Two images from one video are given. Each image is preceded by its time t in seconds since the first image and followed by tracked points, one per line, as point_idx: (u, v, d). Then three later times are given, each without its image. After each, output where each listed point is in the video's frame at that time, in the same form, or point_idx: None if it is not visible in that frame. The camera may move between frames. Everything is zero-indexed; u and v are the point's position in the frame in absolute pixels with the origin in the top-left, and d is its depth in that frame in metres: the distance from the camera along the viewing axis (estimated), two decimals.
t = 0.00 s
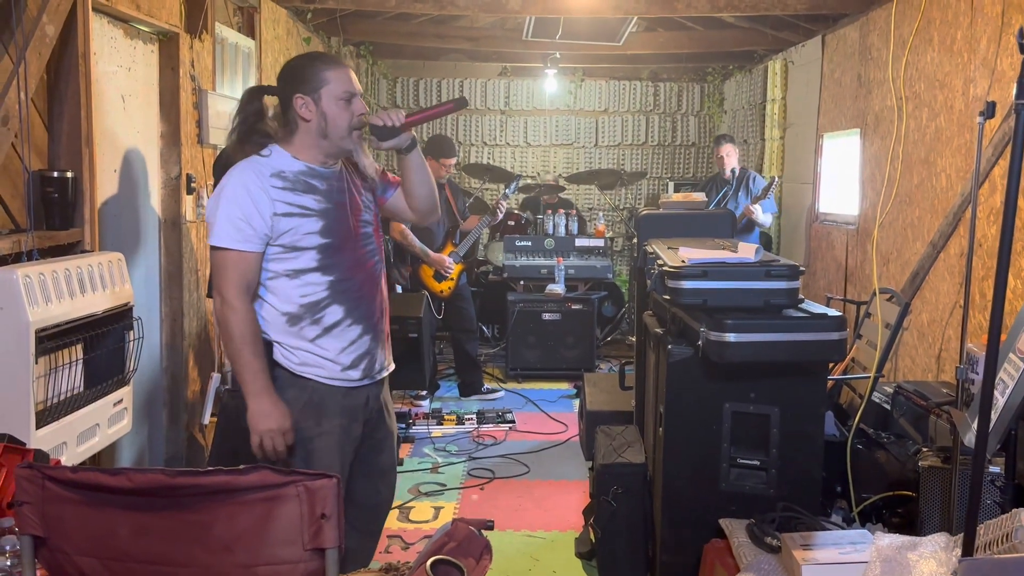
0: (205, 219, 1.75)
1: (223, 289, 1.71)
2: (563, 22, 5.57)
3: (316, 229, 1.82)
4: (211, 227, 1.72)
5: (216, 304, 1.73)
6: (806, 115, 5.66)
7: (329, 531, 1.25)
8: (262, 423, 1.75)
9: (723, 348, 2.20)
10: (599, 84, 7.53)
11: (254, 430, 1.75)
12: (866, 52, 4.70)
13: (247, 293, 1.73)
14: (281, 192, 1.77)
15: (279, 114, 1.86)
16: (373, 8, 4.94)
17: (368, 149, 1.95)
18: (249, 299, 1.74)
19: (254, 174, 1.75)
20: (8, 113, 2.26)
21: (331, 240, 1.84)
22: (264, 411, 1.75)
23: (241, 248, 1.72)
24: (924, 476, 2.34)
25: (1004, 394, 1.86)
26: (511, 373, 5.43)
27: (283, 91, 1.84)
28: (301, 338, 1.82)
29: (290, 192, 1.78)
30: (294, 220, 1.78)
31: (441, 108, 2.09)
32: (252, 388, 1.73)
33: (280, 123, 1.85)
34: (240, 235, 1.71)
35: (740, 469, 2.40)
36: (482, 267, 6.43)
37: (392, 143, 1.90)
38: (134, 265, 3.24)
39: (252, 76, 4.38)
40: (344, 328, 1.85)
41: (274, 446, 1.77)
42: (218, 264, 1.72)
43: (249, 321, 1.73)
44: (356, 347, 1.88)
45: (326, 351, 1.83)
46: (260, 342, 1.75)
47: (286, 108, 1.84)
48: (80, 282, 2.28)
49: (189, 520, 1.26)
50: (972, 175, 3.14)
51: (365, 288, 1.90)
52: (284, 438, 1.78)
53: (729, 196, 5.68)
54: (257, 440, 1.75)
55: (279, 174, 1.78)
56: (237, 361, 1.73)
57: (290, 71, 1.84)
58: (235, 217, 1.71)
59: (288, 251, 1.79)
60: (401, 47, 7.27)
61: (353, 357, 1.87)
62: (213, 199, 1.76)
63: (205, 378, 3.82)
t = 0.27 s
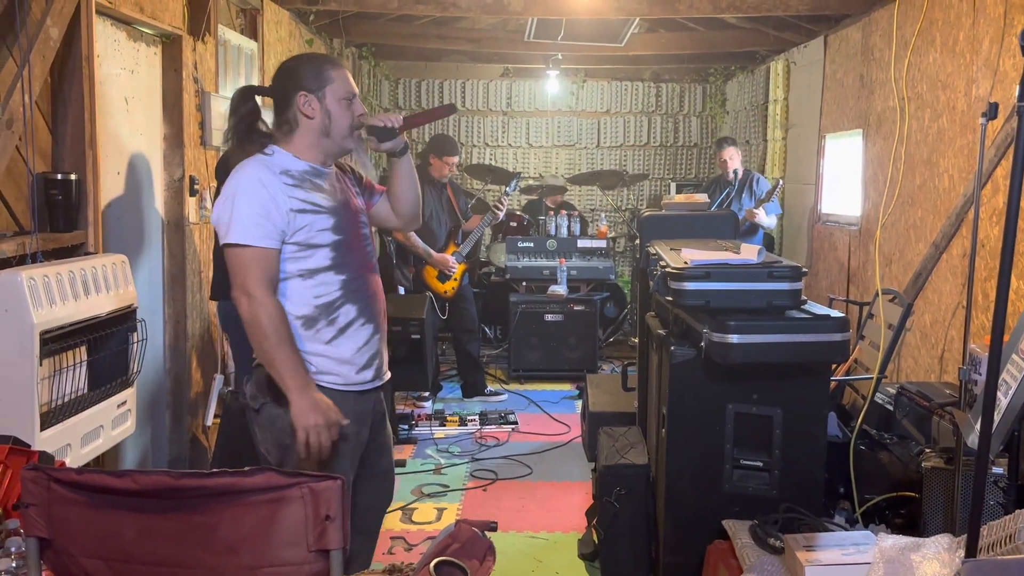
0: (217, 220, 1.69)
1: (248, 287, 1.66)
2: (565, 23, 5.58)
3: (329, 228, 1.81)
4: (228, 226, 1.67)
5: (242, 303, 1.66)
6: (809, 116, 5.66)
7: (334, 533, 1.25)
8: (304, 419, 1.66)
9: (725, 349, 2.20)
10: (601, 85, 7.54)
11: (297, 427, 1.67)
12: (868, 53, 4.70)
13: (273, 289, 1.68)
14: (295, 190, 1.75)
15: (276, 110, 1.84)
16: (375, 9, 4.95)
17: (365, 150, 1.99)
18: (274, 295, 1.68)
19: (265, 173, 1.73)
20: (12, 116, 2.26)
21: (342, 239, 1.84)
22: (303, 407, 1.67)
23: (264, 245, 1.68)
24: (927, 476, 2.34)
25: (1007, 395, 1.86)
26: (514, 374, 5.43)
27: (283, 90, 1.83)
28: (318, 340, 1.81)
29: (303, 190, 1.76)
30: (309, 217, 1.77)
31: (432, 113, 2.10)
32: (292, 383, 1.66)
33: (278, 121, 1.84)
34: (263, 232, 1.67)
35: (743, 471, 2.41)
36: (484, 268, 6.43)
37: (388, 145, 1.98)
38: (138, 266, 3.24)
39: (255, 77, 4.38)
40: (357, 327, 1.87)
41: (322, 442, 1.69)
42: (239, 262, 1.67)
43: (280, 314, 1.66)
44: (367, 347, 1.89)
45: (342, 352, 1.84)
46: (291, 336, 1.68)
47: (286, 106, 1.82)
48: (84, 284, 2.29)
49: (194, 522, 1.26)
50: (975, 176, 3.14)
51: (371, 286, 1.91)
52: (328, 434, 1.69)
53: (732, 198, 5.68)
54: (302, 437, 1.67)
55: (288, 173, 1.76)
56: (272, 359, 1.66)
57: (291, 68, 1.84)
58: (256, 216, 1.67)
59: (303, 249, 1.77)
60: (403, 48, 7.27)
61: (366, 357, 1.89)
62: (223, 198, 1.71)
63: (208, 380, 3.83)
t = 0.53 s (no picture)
0: (238, 216, 1.67)
1: (276, 284, 1.65)
2: (567, 22, 5.57)
3: (341, 229, 1.81)
4: (251, 222, 1.66)
5: (270, 301, 1.65)
6: (811, 115, 5.64)
7: (336, 532, 1.25)
8: (351, 410, 1.69)
9: (728, 349, 2.20)
10: (602, 85, 7.53)
11: (345, 419, 1.69)
12: (870, 52, 4.68)
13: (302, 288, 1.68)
14: (313, 190, 1.75)
15: (286, 106, 1.81)
16: (376, 10, 4.94)
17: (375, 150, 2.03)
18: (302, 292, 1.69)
19: (287, 171, 1.72)
20: (14, 116, 2.26)
21: (351, 241, 1.84)
22: (345, 399, 1.69)
23: (289, 245, 1.67)
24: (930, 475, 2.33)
25: (1011, 393, 1.84)
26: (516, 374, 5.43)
27: (296, 87, 1.80)
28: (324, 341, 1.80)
29: (321, 191, 1.76)
30: (326, 218, 1.77)
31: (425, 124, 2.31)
32: (332, 377, 1.68)
33: (289, 117, 1.81)
34: (287, 229, 1.67)
35: (746, 470, 2.39)
36: (486, 269, 6.43)
37: (392, 147, 2.06)
38: (140, 267, 3.24)
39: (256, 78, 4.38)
40: (360, 330, 1.87)
41: (367, 430, 1.72)
42: (264, 259, 1.65)
43: (312, 311, 1.67)
44: (365, 351, 1.89)
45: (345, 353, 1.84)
46: (322, 331, 1.69)
47: (298, 103, 1.80)
48: (86, 284, 2.29)
49: (196, 522, 1.26)
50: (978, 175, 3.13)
51: (370, 288, 1.92)
52: (371, 424, 1.73)
53: (736, 199, 5.67)
54: (350, 428, 1.70)
55: (306, 171, 1.76)
56: (305, 355, 1.66)
57: (307, 65, 1.81)
58: (281, 215, 1.67)
59: (318, 250, 1.77)
60: (404, 49, 7.27)
61: (363, 360, 1.89)
62: (242, 194, 1.69)
63: (210, 380, 3.83)
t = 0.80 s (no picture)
0: (269, 217, 1.65)
1: (302, 288, 1.65)
2: (570, 21, 5.57)
3: (359, 235, 1.82)
4: (281, 223, 1.64)
5: (295, 305, 1.65)
6: (815, 113, 5.63)
7: (341, 531, 1.24)
8: (364, 418, 1.72)
9: (733, 347, 2.19)
10: (605, 83, 7.52)
11: (359, 426, 1.71)
12: (874, 49, 4.68)
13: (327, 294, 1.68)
14: (339, 195, 1.74)
15: (310, 104, 1.78)
16: (379, 9, 4.94)
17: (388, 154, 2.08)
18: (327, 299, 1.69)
19: (316, 176, 1.70)
20: (18, 116, 2.26)
21: (365, 246, 1.85)
22: (358, 408, 1.71)
23: (317, 251, 1.67)
24: (936, 473, 2.32)
25: (1019, 392, 1.83)
26: (519, 374, 5.42)
27: (325, 89, 1.76)
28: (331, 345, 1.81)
29: (345, 196, 1.76)
30: (348, 224, 1.77)
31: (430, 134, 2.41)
32: (348, 387, 1.69)
33: (313, 118, 1.77)
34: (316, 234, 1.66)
35: (752, 469, 2.39)
36: (490, 268, 6.42)
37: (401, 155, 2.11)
38: (144, 267, 3.25)
39: (260, 78, 4.38)
40: (363, 333, 1.89)
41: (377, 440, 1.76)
42: (290, 262, 1.65)
43: (334, 319, 1.67)
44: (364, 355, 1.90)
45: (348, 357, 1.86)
46: (341, 338, 1.70)
47: (325, 106, 1.77)
48: (90, 284, 2.29)
49: (202, 520, 1.26)
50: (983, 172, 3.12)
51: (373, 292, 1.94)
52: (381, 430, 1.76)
53: (741, 195, 5.67)
54: (361, 435, 1.72)
55: (333, 176, 1.74)
56: (322, 362, 1.67)
57: (337, 66, 1.77)
58: (312, 221, 1.66)
59: (337, 254, 1.77)
60: (407, 48, 7.27)
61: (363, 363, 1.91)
62: (274, 196, 1.67)
63: (214, 380, 3.83)
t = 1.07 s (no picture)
0: (296, 225, 1.65)
1: (317, 297, 1.66)
2: (571, 22, 5.57)
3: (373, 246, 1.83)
4: (306, 233, 1.65)
5: (309, 314, 1.65)
6: (817, 113, 5.63)
7: (343, 533, 1.25)
8: (361, 430, 1.74)
9: (734, 348, 2.20)
10: (607, 84, 7.53)
11: (357, 439, 1.73)
12: (875, 49, 4.68)
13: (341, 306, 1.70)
14: (360, 208, 1.76)
15: (339, 115, 1.77)
16: (381, 11, 4.95)
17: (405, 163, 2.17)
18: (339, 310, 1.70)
19: (342, 187, 1.72)
20: (21, 120, 2.28)
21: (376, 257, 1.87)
22: (358, 420, 1.73)
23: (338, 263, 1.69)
24: (938, 473, 2.32)
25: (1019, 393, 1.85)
26: (522, 374, 5.43)
27: (357, 104, 1.77)
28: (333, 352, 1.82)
29: (365, 209, 1.78)
30: (366, 236, 1.79)
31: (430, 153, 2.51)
32: (348, 398, 1.71)
33: (341, 129, 1.77)
34: (338, 246, 1.68)
35: (753, 469, 2.39)
36: (492, 269, 6.43)
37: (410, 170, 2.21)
38: (147, 269, 3.26)
39: (262, 81, 4.40)
40: (364, 341, 1.90)
41: (368, 452, 1.77)
42: (309, 272, 1.66)
43: (344, 330, 1.69)
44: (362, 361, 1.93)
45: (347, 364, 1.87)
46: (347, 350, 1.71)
47: (355, 119, 1.77)
48: (94, 288, 2.30)
49: (204, 524, 1.27)
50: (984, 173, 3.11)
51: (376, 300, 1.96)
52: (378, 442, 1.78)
53: (744, 195, 5.69)
54: (357, 446, 1.74)
55: (355, 188, 1.76)
56: (327, 371, 1.68)
57: (370, 83, 1.78)
58: (337, 233, 1.68)
59: (351, 264, 1.78)
60: (409, 50, 7.28)
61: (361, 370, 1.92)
62: (302, 204, 1.67)
63: (218, 382, 3.84)
